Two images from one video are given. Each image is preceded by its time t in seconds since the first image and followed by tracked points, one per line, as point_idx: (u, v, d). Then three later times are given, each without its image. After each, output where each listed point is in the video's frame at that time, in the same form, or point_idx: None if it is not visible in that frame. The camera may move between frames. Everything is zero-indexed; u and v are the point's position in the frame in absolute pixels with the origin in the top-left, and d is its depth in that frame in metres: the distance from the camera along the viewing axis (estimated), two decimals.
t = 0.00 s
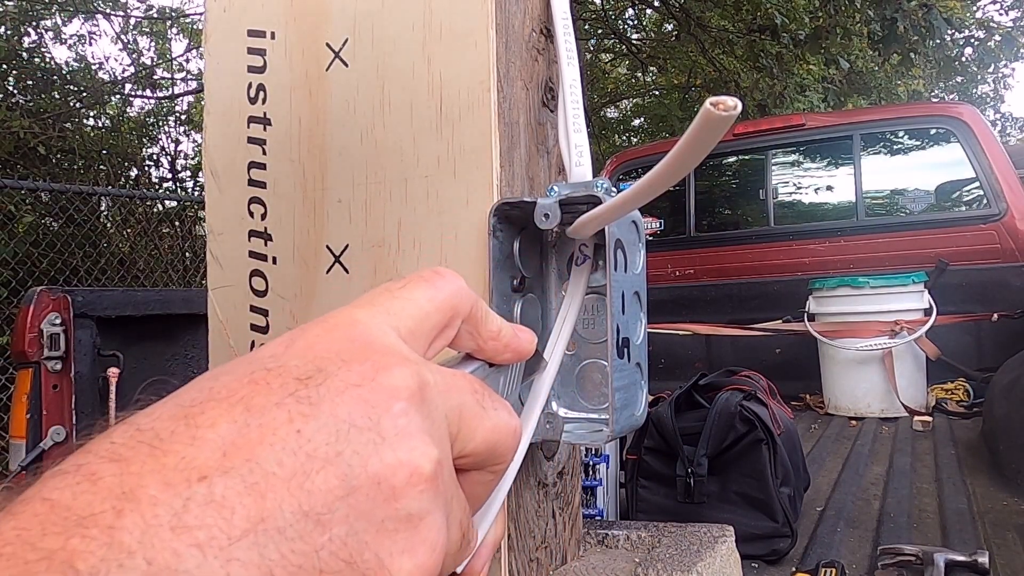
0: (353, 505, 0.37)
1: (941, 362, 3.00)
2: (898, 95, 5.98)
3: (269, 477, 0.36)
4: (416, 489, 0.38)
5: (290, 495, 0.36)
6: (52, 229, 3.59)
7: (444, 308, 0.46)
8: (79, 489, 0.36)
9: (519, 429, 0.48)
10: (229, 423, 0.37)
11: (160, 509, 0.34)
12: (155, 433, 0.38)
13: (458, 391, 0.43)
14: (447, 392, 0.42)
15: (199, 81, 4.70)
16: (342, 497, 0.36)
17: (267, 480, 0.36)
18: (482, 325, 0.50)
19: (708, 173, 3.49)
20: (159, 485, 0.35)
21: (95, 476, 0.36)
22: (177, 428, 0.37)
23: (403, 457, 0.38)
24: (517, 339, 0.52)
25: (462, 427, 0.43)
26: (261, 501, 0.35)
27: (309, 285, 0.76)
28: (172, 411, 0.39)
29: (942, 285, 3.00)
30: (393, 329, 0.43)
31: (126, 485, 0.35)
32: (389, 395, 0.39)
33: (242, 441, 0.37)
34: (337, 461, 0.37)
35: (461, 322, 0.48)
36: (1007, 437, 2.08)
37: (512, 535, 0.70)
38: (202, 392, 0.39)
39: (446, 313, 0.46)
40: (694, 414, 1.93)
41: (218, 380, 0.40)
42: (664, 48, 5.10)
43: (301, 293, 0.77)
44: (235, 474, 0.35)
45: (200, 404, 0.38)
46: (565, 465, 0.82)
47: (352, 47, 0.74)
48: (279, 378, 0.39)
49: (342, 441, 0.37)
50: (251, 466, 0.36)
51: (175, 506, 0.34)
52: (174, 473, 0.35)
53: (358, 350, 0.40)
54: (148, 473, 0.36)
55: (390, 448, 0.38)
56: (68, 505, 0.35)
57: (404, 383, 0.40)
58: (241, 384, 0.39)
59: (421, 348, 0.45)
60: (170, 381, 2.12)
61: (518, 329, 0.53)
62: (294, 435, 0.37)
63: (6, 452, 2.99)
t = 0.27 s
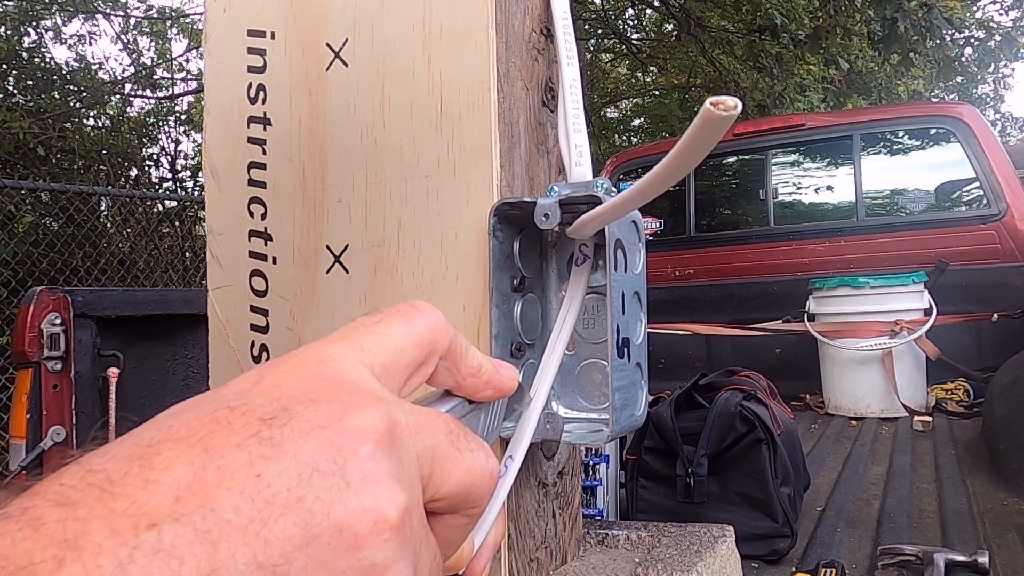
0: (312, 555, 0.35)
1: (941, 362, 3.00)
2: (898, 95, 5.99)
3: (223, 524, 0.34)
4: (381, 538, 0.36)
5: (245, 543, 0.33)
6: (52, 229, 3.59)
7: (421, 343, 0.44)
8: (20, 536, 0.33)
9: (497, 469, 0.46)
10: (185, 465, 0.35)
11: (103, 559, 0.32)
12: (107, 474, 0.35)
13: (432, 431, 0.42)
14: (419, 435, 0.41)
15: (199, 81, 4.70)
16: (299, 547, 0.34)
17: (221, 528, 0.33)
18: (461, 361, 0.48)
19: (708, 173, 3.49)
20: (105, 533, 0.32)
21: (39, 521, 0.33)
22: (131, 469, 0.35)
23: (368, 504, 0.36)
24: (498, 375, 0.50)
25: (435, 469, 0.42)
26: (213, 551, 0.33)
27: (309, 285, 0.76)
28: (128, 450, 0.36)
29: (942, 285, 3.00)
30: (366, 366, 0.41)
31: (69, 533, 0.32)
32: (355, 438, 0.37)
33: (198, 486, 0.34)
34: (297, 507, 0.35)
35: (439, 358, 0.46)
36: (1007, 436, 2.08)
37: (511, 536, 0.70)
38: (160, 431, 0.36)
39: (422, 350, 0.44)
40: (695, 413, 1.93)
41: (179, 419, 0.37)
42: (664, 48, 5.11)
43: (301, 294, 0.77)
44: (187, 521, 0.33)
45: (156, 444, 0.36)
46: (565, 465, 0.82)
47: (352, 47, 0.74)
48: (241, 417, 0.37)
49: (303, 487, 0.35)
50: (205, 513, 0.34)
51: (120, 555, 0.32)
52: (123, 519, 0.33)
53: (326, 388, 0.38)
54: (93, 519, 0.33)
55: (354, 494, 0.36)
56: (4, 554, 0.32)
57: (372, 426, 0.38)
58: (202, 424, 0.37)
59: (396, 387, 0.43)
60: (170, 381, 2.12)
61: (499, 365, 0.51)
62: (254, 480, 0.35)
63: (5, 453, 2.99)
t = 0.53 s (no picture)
0: None
1: (941, 362, 3.00)
2: (898, 95, 5.99)
3: (187, 550, 0.33)
4: (350, 564, 0.36)
5: (208, 570, 0.32)
6: (52, 229, 3.59)
7: (403, 366, 0.44)
8: None
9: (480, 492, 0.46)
10: (152, 488, 0.34)
11: None
12: (72, 498, 0.34)
13: (412, 454, 0.41)
14: (397, 458, 0.40)
15: (199, 81, 4.70)
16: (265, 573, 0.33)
17: (183, 553, 0.32)
18: (445, 382, 0.48)
19: (708, 173, 3.49)
20: (64, 558, 0.31)
21: None
22: (96, 493, 0.34)
23: (338, 528, 0.36)
24: (484, 397, 0.50)
25: (414, 494, 0.41)
26: None
27: (309, 285, 0.76)
28: (95, 475, 0.35)
29: (941, 285, 3.00)
30: (345, 389, 0.41)
31: (28, 558, 0.31)
32: (327, 462, 0.37)
33: (164, 511, 0.33)
34: (264, 532, 0.34)
35: (421, 380, 0.46)
36: (1007, 436, 2.08)
37: (512, 535, 0.70)
38: (130, 456, 0.36)
39: (404, 373, 0.44)
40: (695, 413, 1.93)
41: (149, 444, 0.37)
42: (664, 48, 5.10)
43: (301, 293, 0.77)
44: (149, 547, 0.32)
45: (124, 467, 0.35)
46: (565, 465, 0.82)
47: (353, 47, 0.74)
48: (212, 440, 0.36)
49: (271, 511, 0.35)
50: (169, 537, 0.33)
51: None
52: (83, 544, 0.32)
53: (301, 410, 0.38)
54: (53, 544, 0.32)
55: (324, 518, 0.35)
56: None
57: (345, 449, 0.37)
58: (172, 448, 0.36)
59: (377, 409, 0.43)
60: (171, 381, 2.12)
61: (486, 388, 0.51)
62: (220, 504, 0.34)
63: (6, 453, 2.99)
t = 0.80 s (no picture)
0: None
1: (941, 362, 2.99)
2: (898, 95, 5.99)
3: None
4: None
5: None
6: (52, 229, 3.60)
7: (382, 396, 0.43)
8: None
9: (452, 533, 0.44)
10: (107, 509, 0.32)
11: None
12: (23, 515, 0.32)
13: (382, 488, 0.39)
14: (366, 492, 0.38)
15: (199, 81, 4.70)
16: None
17: None
18: (426, 415, 0.47)
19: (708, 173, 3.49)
20: None
21: None
22: (49, 511, 0.32)
23: (295, 567, 0.33)
24: (466, 431, 0.49)
25: (379, 530, 0.38)
26: None
27: (309, 285, 0.76)
28: (50, 490, 0.33)
29: (942, 285, 3.00)
30: (319, 416, 0.39)
31: None
32: (288, 494, 0.34)
33: (115, 535, 0.31)
34: (217, 564, 0.32)
35: (401, 412, 0.45)
36: (1007, 436, 2.08)
37: (512, 535, 0.70)
38: (89, 472, 0.34)
39: (383, 402, 0.43)
40: (695, 414, 1.93)
41: (111, 459, 0.35)
42: (664, 48, 5.11)
43: (301, 294, 0.77)
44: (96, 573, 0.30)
45: (80, 485, 0.33)
46: (565, 465, 0.82)
47: (352, 47, 0.74)
48: (174, 462, 0.34)
49: (225, 543, 0.32)
50: (117, 564, 0.30)
51: None
52: (27, 566, 0.30)
53: (268, 437, 0.36)
54: None
55: (280, 556, 0.33)
56: None
57: (308, 482, 0.35)
58: (133, 466, 0.34)
59: (351, 438, 0.41)
60: (170, 381, 2.12)
61: (468, 422, 0.50)
62: (174, 532, 0.32)
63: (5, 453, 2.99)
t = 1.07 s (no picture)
0: None
1: (941, 362, 2.99)
2: (898, 96, 5.99)
3: None
4: None
5: None
6: (52, 229, 3.60)
7: (368, 410, 0.42)
8: None
9: (434, 551, 0.43)
10: (77, 520, 0.31)
11: None
12: None
13: (362, 506, 0.38)
14: (345, 509, 0.37)
15: (199, 81, 4.70)
16: None
17: None
18: (414, 431, 0.46)
19: (708, 173, 3.49)
20: None
21: None
22: (19, 519, 0.31)
23: None
24: (455, 446, 0.48)
25: (356, 548, 0.37)
26: None
27: (309, 285, 0.76)
28: (24, 500, 0.32)
29: (942, 285, 3.00)
30: (303, 431, 0.38)
31: None
32: (260, 511, 0.33)
33: (83, 547, 0.30)
34: None
35: (389, 426, 0.44)
36: (1007, 436, 2.09)
37: (512, 536, 0.70)
38: (63, 481, 0.33)
39: (370, 417, 0.42)
40: (695, 413, 1.93)
41: (87, 469, 0.34)
42: (664, 48, 5.11)
43: (301, 294, 0.77)
44: None
45: (54, 494, 0.32)
46: (565, 465, 0.82)
47: (353, 47, 0.74)
48: (148, 474, 0.33)
49: (193, 559, 0.31)
50: None
51: None
52: None
53: (246, 450, 0.35)
54: None
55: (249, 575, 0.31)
56: None
57: (282, 498, 0.34)
58: (108, 478, 0.33)
59: (335, 451, 0.40)
60: (170, 381, 2.12)
61: (459, 437, 0.49)
62: (142, 545, 0.30)
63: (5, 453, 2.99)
